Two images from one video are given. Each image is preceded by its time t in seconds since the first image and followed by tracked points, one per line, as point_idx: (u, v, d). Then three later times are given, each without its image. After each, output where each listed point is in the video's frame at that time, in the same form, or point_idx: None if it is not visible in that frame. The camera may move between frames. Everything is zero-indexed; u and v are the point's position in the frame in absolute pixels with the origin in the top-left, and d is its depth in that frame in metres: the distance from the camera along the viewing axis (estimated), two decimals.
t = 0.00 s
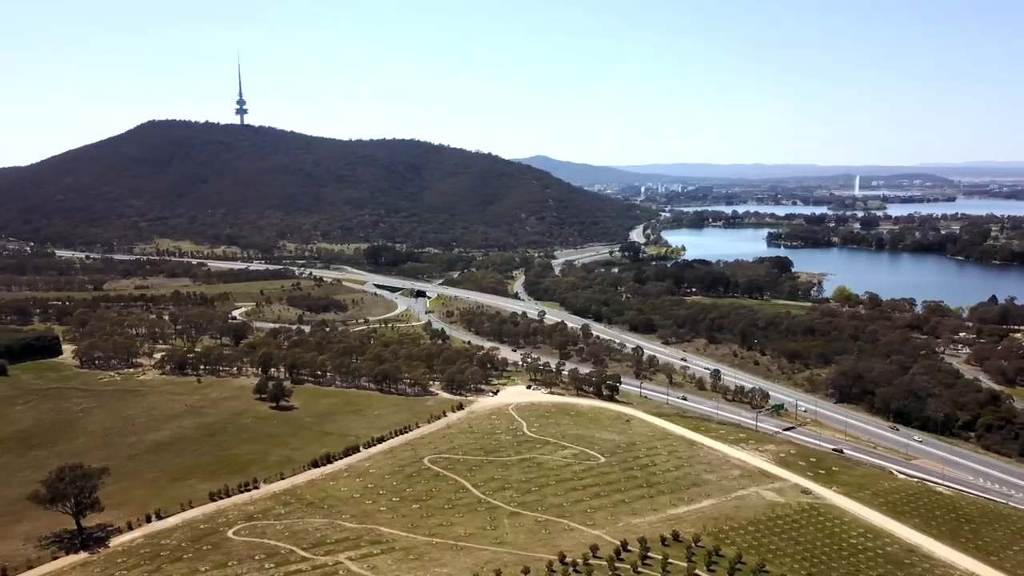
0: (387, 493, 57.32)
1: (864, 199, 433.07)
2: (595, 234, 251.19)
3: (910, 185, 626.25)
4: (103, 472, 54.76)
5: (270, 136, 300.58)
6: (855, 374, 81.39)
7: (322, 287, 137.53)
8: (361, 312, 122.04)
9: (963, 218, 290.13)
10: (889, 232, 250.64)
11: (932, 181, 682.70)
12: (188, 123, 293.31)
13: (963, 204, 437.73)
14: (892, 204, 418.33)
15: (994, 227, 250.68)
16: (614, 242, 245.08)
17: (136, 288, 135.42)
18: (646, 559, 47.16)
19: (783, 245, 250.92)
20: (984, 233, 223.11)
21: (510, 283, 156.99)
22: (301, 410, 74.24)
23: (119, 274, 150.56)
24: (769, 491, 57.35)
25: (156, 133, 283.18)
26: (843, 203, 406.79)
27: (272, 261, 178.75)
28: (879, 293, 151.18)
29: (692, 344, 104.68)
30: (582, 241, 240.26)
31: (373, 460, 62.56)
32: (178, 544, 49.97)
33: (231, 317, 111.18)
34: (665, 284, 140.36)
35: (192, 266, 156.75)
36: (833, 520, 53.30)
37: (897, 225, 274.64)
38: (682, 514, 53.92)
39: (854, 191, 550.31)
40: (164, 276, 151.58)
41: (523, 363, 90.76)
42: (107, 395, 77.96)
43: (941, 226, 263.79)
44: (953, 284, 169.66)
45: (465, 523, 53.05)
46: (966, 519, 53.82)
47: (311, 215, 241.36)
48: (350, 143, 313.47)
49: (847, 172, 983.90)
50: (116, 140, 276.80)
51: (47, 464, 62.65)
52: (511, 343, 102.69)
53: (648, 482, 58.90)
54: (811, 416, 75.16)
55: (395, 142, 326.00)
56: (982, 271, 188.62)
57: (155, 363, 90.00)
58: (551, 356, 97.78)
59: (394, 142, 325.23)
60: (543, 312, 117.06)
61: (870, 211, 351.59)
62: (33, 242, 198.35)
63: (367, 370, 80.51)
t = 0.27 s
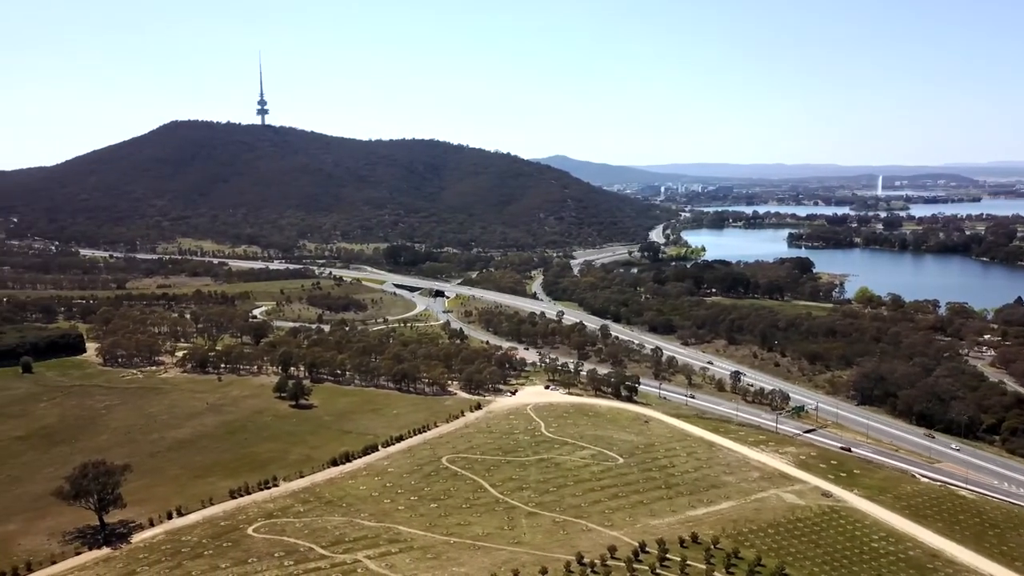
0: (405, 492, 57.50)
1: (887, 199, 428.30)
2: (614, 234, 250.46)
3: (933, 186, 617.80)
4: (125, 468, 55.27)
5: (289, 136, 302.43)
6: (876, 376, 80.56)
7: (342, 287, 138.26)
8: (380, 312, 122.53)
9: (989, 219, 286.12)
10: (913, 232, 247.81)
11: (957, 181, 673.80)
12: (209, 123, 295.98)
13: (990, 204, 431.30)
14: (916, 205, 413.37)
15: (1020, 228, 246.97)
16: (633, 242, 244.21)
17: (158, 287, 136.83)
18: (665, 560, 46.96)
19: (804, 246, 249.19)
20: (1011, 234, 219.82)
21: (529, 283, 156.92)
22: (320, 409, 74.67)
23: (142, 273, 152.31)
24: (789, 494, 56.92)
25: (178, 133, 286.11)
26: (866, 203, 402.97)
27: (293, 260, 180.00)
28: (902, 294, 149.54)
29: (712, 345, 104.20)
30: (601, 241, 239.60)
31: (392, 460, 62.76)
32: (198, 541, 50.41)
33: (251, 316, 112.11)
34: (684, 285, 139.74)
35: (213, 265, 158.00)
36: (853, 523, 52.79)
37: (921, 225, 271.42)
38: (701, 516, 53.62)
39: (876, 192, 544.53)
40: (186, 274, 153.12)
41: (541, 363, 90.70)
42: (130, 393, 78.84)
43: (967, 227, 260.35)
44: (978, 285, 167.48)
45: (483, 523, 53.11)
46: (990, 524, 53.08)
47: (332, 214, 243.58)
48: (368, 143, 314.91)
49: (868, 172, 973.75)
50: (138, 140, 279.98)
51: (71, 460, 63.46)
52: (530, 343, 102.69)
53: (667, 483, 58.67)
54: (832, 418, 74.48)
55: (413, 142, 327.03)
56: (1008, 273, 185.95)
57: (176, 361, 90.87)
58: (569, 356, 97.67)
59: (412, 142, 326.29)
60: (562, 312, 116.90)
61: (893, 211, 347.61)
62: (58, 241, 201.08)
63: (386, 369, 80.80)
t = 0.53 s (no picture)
0: (423, 491, 57.65)
1: (910, 200, 423.67)
2: (633, 234, 249.74)
3: (960, 186, 610.54)
4: (147, 465, 55.85)
5: (308, 136, 304.33)
6: (897, 378, 79.76)
7: (361, 286, 138.90)
8: (398, 311, 122.97)
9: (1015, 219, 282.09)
10: (936, 233, 245.03)
11: (980, 181, 664.97)
12: (229, 123, 298.63)
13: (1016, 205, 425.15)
14: (940, 205, 408.57)
15: None
16: (652, 242, 243.32)
17: (180, 286, 138.18)
18: (683, 562, 46.72)
19: (825, 246, 247.37)
20: None
21: (547, 283, 156.92)
22: (339, 407, 75.09)
23: (163, 272, 153.90)
24: (809, 497, 56.46)
25: (198, 133, 288.92)
26: (888, 203, 399.31)
27: (312, 260, 181.13)
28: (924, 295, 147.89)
29: (731, 346, 103.72)
30: (620, 241, 238.95)
31: (410, 459, 62.96)
32: (218, 538, 50.82)
33: (271, 315, 112.95)
34: (704, 285, 139.07)
35: (233, 264, 159.29)
36: (874, 526, 52.26)
37: (945, 226, 268.24)
38: (720, 518, 53.31)
39: (899, 192, 538.78)
40: (206, 273, 154.52)
41: (559, 363, 90.65)
42: (151, 390, 79.67)
43: (992, 227, 256.88)
44: (1002, 286, 165.25)
45: (501, 523, 53.14)
46: (1014, 528, 52.35)
47: (352, 213, 245.32)
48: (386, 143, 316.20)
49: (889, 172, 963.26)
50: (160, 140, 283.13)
51: (94, 456, 64.23)
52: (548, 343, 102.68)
53: (685, 484, 58.44)
54: (853, 421, 73.79)
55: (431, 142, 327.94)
56: None
57: (197, 359, 91.77)
58: (587, 356, 97.54)
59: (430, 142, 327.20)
60: (580, 312, 116.78)
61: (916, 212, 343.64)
62: (82, 240, 203.82)
63: (405, 369, 81.06)
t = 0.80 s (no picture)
0: (441, 490, 57.73)
1: (935, 200, 418.07)
2: (653, 234, 248.76)
3: (986, 186, 601.82)
4: (169, 462, 56.39)
5: (328, 136, 306.29)
6: (921, 380, 78.81)
7: (381, 286, 139.53)
8: (418, 311, 123.31)
9: None
10: (962, 234, 241.85)
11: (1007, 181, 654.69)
12: (250, 123, 301.46)
13: None
14: (966, 206, 402.81)
15: None
16: (673, 242, 242.12)
17: (202, 285, 139.61)
18: (702, 564, 46.43)
19: (847, 247, 245.39)
20: None
21: (567, 283, 156.86)
22: (359, 406, 75.42)
23: (186, 271, 155.50)
24: (831, 500, 55.93)
25: (220, 134, 291.89)
26: (913, 203, 394.42)
27: (333, 259, 182.20)
28: (949, 297, 145.97)
29: (752, 348, 103.12)
30: (640, 241, 238.11)
31: (429, 458, 63.14)
32: (239, 535, 51.25)
33: (291, 314, 113.75)
34: (724, 286, 138.23)
35: (254, 264, 160.60)
36: (897, 530, 51.66)
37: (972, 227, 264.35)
38: (740, 521, 52.96)
39: (924, 192, 531.94)
40: (228, 272, 155.93)
41: (578, 364, 90.48)
42: (173, 388, 80.53)
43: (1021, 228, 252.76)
44: None
45: (519, 523, 53.11)
46: None
47: (373, 213, 247.10)
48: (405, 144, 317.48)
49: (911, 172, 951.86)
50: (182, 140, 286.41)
51: (117, 453, 65.01)
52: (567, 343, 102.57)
53: (705, 486, 58.12)
54: (875, 423, 72.99)
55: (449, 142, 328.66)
56: None
57: (219, 358, 92.68)
58: (606, 357, 97.34)
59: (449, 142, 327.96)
60: (599, 313, 116.64)
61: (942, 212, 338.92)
62: (107, 239, 206.68)
63: (424, 368, 81.28)
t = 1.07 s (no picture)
0: (462, 489, 57.86)
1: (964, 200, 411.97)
2: (675, 234, 247.38)
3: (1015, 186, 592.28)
4: (193, 459, 56.97)
5: (350, 136, 308.23)
6: (947, 383, 77.74)
7: (403, 285, 140.14)
8: (439, 310, 123.74)
9: None
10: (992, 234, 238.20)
11: None
12: (272, 124, 304.14)
13: None
14: (996, 206, 396.56)
15: None
16: (696, 242, 240.91)
17: (226, 283, 141.06)
18: (724, 566, 46.08)
19: (873, 247, 243.10)
20: None
21: (588, 283, 156.67)
22: (380, 405, 75.80)
23: (210, 270, 157.23)
24: (854, 503, 55.36)
25: (242, 134, 294.85)
26: (940, 203, 389.47)
27: (355, 259, 183.35)
28: (977, 299, 143.84)
29: (775, 349, 102.41)
30: (661, 241, 237.09)
31: (450, 457, 63.30)
32: (261, 532, 51.66)
33: (314, 313, 114.62)
34: (747, 287, 137.34)
35: (278, 263, 161.98)
36: (922, 535, 50.96)
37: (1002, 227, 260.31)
38: (762, 523, 52.55)
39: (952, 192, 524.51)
40: (252, 271, 157.42)
41: (599, 364, 90.32)
42: (197, 386, 81.41)
43: None
44: None
45: (539, 523, 53.07)
46: None
47: (396, 212, 248.91)
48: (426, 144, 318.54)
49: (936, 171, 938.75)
50: (205, 140, 289.80)
51: (142, 449, 65.83)
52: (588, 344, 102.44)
53: (726, 488, 57.78)
54: (900, 427, 72.12)
55: (470, 142, 329.19)
56: None
57: (242, 356, 93.60)
58: (627, 357, 97.08)
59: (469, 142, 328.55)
60: (620, 313, 116.38)
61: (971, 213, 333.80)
62: (133, 238, 209.57)
63: (445, 367, 81.52)
